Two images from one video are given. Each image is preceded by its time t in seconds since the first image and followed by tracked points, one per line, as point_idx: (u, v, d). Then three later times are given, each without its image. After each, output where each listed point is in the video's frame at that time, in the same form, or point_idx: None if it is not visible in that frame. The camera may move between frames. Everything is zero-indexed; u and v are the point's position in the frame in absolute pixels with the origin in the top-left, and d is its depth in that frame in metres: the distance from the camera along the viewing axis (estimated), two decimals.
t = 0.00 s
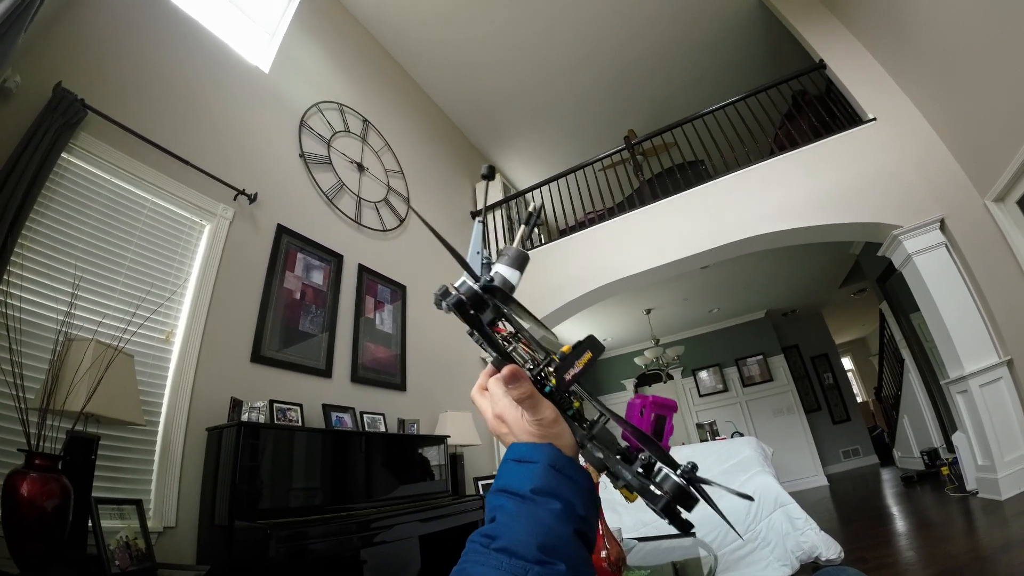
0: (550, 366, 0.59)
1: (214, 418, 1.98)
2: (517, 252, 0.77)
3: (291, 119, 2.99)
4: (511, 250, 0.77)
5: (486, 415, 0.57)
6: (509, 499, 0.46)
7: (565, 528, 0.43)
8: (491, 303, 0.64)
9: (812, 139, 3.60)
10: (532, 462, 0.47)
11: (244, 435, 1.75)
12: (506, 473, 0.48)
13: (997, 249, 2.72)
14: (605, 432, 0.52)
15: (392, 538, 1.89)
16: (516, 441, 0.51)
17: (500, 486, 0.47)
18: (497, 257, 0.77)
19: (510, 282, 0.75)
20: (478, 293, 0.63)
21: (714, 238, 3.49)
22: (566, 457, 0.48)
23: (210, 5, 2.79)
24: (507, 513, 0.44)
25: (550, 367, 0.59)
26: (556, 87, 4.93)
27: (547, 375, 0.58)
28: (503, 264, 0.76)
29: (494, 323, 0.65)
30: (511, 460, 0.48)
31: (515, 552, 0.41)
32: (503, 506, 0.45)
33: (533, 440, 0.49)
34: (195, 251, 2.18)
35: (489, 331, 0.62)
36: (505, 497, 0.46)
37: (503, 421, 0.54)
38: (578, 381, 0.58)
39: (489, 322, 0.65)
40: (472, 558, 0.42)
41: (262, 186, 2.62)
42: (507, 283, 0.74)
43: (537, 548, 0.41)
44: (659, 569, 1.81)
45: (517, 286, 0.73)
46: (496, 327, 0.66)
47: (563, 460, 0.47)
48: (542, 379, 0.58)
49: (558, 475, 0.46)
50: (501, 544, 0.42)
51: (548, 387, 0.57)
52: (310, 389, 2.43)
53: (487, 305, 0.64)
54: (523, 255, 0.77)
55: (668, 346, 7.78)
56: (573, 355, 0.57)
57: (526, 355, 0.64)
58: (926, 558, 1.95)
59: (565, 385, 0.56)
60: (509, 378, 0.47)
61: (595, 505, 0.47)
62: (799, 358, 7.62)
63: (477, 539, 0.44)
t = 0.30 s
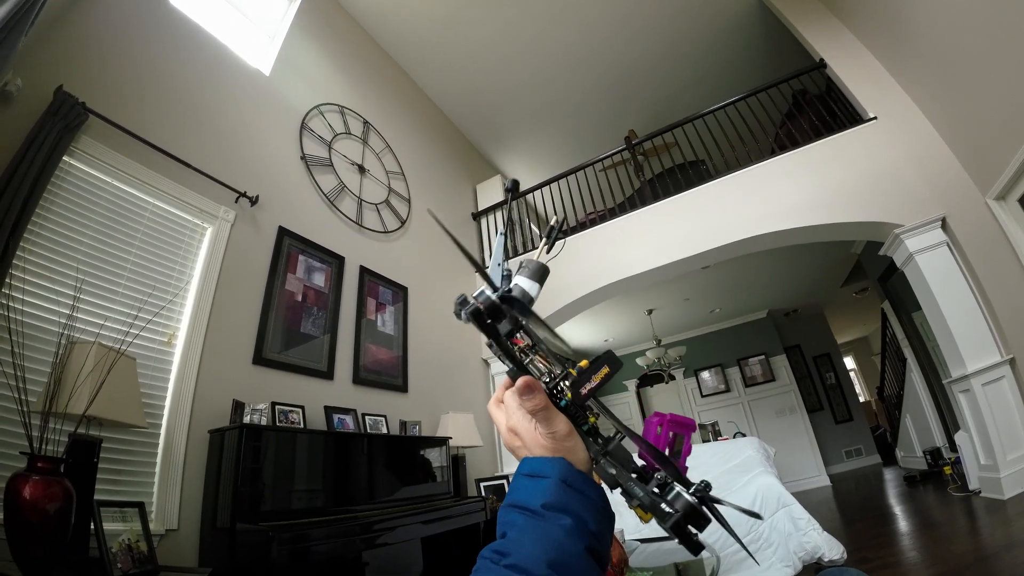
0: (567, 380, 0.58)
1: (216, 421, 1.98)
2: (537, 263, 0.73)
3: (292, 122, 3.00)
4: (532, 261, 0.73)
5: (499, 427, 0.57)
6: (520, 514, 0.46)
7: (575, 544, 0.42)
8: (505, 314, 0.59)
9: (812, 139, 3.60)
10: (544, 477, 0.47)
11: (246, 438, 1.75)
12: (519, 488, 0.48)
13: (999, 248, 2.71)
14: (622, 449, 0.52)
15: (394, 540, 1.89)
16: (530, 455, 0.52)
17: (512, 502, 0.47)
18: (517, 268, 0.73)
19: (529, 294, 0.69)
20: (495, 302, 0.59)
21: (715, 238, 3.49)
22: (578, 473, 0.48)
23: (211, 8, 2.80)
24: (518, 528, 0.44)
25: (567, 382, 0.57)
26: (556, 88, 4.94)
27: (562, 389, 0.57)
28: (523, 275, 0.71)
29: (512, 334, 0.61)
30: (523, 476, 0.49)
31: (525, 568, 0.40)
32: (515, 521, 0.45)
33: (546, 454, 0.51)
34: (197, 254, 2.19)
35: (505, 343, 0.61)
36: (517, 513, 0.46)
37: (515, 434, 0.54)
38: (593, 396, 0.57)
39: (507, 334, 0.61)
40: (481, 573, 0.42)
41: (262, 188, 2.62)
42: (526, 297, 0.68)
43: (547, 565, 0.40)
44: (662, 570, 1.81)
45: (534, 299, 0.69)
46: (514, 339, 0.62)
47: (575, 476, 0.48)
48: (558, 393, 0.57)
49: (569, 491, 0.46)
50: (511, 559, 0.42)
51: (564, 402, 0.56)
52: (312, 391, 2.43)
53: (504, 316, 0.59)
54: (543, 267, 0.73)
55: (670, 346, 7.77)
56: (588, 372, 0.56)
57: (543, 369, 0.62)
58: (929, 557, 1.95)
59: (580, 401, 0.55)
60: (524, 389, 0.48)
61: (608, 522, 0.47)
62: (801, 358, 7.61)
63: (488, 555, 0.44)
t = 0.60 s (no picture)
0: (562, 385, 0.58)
1: (215, 420, 1.98)
2: (526, 274, 0.76)
3: (293, 122, 3.00)
4: (520, 273, 0.76)
5: (504, 438, 0.60)
6: (521, 520, 0.46)
7: (576, 549, 0.42)
8: (485, 326, 0.64)
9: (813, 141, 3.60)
10: (544, 482, 0.48)
11: (246, 437, 1.75)
12: (520, 495, 0.48)
13: (999, 250, 2.71)
14: (621, 453, 0.53)
15: (393, 540, 1.90)
16: (529, 461, 0.53)
17: (513, 508, 0.47)
18: (508, 281, 0.77)
19: (519, 305, 0.73)
20: (471, 315, 0.64)
21: (715, 239, 3.49)
22: (576, 477, 0.49)
23: (213, 9, 2.80)
24: (519, 535, 0.44)
25: (564, 386, 0.58)
26: (556, 88, 4.93)
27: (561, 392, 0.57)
28: (512, 288, 0.75)
29: (502, 345, 0.64)
30: (525, 482, 0.49)
31: (525, 574, 0.40)
32: (516, 527, 0.45)
33: (545, 460, 0.51)
34: (197, 253, 2.19)
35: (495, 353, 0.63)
36: (518, 519, 0.46)
37: (517, 444, 0.56)
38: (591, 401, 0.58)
39: (496, 346, 0.64)
40: None
41: (263, 188, 2.62)
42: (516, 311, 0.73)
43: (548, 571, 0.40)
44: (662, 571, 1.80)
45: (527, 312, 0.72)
46: (508, 351, 0.64)
47: (575, 480, 0.48)
48: (554, 398, 0.57)
49: (569, 495, 0.47)
50: (512, 565, 0.41)
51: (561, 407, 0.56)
52: (312, 390, 2.44)
53: (482, 327, 0.64)
54: (533, 277, 0.76)
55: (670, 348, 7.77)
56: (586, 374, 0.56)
57: (540, 378, 0.61)
58: (929, 559, 1.95)
59: (577, 405, 0.55)
60: (513, 396, 0.52)
61: (610, 528, 0.47)
62: (802, 359, 7.61)
63: (488, 561, 0.43)
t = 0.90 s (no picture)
0: (566, 384, 0.58)
1: (217, 419, 1.98)
2: (533, 271, 0.76)
3: (294, 121, 3.00)
4: (527, 269, 0.76)
5: (504, 434, 0.59)
6: (524, 519, 0.46)
7: (579, 548, 0.42)
8: (491, 323, 0.66)
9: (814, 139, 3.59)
10: (547, 481, 0.48)
11: (247, 437, 1.75)
12: (523, 493, 0.49)
13: (1001, 249, 2.71)
14: (624, 452, 0.53)
15: (394, 539, 1.90)
16: (532, 460, 0.53)
17: (516, 507, 0.47)
18: (514, 277, 0.77)
19: (524, 302, 0.73)
20: (477, 312, 0.66)
21: (716, 238, 3.48)
22: (580, 477, 0.48)
23: (214, 8, 2.80)
24: (522, 534, 0.44)
25: (568, 387, 0.57)
26: (557, 87, 4.93)
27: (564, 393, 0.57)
28: (518, 284, 0.75)
29: (506, 343, 0.64)
30: (527, 480, 0.49)
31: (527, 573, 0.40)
32: (518, 526, 0.46)
33: (549, 459, 0.51)
34: (199, 252, 2.19)
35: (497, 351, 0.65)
36: (521, 518, 0.46)
37: (519, 443, 0.55)
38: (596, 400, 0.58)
39: (500, 343, 0.65)
40: None
41: (264, 187, 2.62)
42: (522, 309, 0.72)
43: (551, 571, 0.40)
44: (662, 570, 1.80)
45: (532, 307, 0.72)
46: (512, 348, 0.64)
47: (578, 480, 0.48)
48: (558, 397, 0.57)
49: (572, 495, 0.47)
50: (514, 564, 0.42)
51: (565, 407, 0.57)
52: (313, 390, 2.44)
53: (489, 325, 0.66)
54: (539, 274, 0.75)
55: (670, 347, 7.77)
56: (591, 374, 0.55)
57: (543, 377, 0.61)
58: (931, 558, 1.94)
59: (582, 404, 0.54)
60: (519, 395, 0.49)
61: (612, 527, 0.47)
62: (803, 359, 7.60)
63: (492, 560, 0.44)
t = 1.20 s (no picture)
0: (561, 378, 0.60)
1: (218, 419, 1.99)
2: (526, 268, 0.78)
3: (294, 121, 3.00)
4: (520, 267, 0.79)
5: (501, 431, 0.59)
6: (519, 514, 0.46)
7: (574, 542, 0.42)
8: (483, 318, 0.67)
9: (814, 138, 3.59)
10: (542, 476, 0.48)
11: (248, 436, 1.75)
12: (518, 488, 0.48)
13: (1002, 246, 2.70)
14: (620, 447, 0.53)
15: (396, 537, 1.90)
16: (527, 455, 0.53)
17: (512, 502, 0.47)
18: (508, 275, 0.79)
19: (518, 299, 0.75)
20: (468, 307, 0.67)
21: (717, 237, 3.48)
22: (575, 470, 0.49)
23: (214, 9, 2.80)
24: (517, 528, 0.44)
25: (563, 381, 0.59)
26: (557, 86, 4.92)
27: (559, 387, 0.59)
28: (512, 281, 0.77)
29: (500, 339, 0.66)
30: (523, 475, 0.49)
31: (521, 567, 0.40)
32: (514, 520, 0.45)
33: (543, 453, 0.51)
34: (200, 252, 2.19)
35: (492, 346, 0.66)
36: (517, 512, 0.46)
37: (515, 438, 0.56)
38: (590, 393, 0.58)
39: (494, 340, 0.66)
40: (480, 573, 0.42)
41: (264, 187, 2.63)
42: (515, 307, 0.74)
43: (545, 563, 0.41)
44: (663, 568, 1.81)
45: (526, 305, 0.74)
46: (507, 345, 0.66)
47: (573, 473, 0.48)
48: (553, 392, 0.59)
49: (568, 488, 0.47)
50: (510, 558, 0.42)
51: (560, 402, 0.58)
52: (315, 389, 2.44)
53: (481, 321, 0.67)
54: (533, 271, 0.78)
55: (671, 346, 7.77)
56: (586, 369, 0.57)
57: (538, 372, 0.62)
58: (932, 556, 1.94)
59: (577, 398, 0.56)
60: (510, 389, 0.51)
61: (609, 521, 0.47)
62: (804, 357, 7.60)
63: (487, 555, 0.44)
